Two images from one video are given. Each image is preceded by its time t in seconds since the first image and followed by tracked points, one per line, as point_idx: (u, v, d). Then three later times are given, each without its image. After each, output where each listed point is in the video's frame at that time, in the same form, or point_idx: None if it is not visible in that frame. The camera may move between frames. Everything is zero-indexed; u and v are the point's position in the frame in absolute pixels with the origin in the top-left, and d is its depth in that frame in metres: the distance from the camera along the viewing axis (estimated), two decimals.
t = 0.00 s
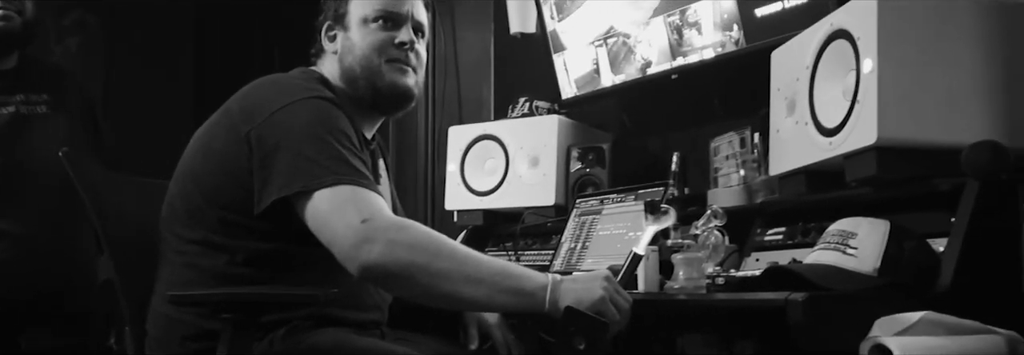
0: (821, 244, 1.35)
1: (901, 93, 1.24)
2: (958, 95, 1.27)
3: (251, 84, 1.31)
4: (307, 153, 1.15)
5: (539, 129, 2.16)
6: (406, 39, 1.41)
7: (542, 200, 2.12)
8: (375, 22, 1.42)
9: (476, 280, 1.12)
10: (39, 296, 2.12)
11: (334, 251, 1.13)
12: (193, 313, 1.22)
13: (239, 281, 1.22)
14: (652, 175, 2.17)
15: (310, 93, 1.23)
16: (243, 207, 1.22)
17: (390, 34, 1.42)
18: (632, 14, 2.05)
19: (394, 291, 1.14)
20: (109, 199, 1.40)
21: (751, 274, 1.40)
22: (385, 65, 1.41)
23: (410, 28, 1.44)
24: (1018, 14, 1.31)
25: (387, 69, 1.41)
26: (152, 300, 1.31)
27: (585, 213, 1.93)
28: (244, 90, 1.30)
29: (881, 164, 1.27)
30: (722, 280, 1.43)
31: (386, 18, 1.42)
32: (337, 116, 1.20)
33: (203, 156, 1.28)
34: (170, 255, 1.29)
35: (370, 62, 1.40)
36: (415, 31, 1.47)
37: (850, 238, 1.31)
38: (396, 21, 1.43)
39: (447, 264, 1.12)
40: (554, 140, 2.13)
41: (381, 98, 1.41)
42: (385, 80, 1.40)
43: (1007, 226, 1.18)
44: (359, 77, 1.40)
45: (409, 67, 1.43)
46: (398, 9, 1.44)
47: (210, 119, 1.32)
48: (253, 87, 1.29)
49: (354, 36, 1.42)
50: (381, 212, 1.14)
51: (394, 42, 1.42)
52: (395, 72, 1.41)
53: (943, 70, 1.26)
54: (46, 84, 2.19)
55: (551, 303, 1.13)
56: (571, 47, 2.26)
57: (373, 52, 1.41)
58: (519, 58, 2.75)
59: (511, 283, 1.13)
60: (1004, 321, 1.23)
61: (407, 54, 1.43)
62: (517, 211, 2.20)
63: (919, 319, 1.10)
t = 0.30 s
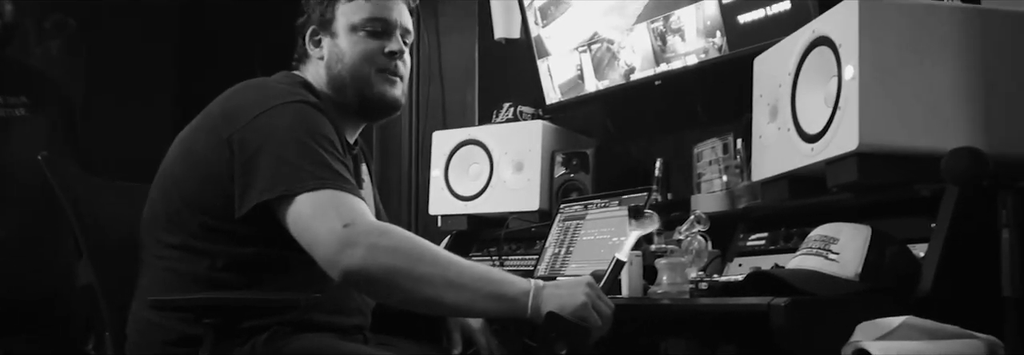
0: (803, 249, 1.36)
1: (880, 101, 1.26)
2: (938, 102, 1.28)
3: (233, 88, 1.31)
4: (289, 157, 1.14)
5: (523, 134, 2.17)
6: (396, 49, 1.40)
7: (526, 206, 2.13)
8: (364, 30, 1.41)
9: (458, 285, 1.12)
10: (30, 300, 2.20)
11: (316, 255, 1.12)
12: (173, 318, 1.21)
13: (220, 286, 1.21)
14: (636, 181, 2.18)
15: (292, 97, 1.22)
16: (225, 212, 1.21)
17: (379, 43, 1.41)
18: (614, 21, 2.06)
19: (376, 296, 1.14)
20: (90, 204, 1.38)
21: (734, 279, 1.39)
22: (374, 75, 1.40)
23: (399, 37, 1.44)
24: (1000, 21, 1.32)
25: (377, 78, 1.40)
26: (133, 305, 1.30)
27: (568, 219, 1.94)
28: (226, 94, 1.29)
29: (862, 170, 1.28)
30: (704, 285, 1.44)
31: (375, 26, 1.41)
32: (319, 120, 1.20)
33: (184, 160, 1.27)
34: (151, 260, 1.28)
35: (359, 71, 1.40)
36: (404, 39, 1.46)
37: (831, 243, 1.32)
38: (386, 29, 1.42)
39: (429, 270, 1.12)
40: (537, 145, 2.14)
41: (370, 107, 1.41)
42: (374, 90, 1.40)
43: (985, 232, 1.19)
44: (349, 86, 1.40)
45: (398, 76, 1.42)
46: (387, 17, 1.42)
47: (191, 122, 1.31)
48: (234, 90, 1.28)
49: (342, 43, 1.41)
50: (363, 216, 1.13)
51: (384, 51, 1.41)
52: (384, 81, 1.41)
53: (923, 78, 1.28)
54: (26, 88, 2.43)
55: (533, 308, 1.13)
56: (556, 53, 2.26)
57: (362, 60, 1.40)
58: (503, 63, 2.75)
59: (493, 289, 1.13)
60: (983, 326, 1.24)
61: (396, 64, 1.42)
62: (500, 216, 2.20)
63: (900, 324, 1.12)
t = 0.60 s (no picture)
0: (790, 254, 1.38)
1: (865, 107, 1.27)
2: (923, 110, 1.29)
3: (219, 94, 1.30)
4: (275, 163, 1.14)
5: (511, 140, 2.17)
6: (384, 55, 1.41)
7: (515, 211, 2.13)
8: (351, 36, 1.41)
9: (445, 291, 1.12)
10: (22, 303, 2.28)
11: (302, 261, 1.12)
12: (160, 325, 1.20)
13: (207, 292, 1.20)
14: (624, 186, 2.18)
15: (278, 102, 1.22)
16: (212, 218, 1.20)
17: (367, 49, 1.41)
18: (602, 27, 2.07)
19: (362, 303, 1.13)
20: (76, 210, 1.37)
21: (722, 284, 1.39)
22: (362, 81, 1.40)
23: (387, 43, 1.44)
24: (986, 29, 1.33)
25: (364, 85, 1.40)
26: (119, 311, 1.29)
27: (557, 224, 1.94)
28: (212, 99, 1.29)
29: (848, 176, 1.29)
30: (693, 291, 1.44)
31: (363, 32, 1.41)
32: (306, 126, 1.20)
33: (169, 166, 1.26)
34: (137, 266, 1.27)
35: (346, 77, 1.40)
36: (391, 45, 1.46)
37: (819, 249, 1.32)
38: (373, 36, 1.42)
39: (416, 276, 1.12)
40: (525, 150, 2.14)
41: (357, 113, 1.41)
42: (362, 96, 1.40)
43: (970, 237, 1.20)
44: (336, 92, 1.40)
45: (385, 83, 1.43)
46: (375, 23, 1.42)
47: (177, 128, 1.31)
48: (221, 96, 1.27)
49: (330, 50, 1.41)
50: (350, 222, 1.13)
51: (371, 58, 1.41)
52: (371, 87, 1.41)
53: (908, 85, 1.29)
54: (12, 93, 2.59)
55: (520, 314, 1.13)
56: (544, 59, 2.27)
57: (350, 67, 1.40)
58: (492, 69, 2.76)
59: (480, 295, 1.13)
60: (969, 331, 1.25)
61: (384, 71, 1.42)
62: (489, 221, 2.20)
63: (886, 329, 1.13)
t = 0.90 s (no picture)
0: (783, 257, 1.37)
1: (856, 110, 1.27)
2: (915, 113, 1.30)
3: (211, 97, 1.30)
4: (268, 165, 1.14)
5: (504, 144, 2.17)
6: (369, 56, 1.40)
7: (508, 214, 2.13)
8: (339, 37, 1.40)
9: (439, 293, 1.12)
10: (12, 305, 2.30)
11: (295, 264, 1.12)
12: (152, 328, 1.19)
13: (199, 296, 1.20)
14: (617, 189, 2.19)
15: (271, 105, 1.22)
16: (204, 221, 1.20)
17: (353, 50, 1.40)
18: (596, 30, 2.07)
19: (356, 305, 1.13)
20: (65, 213, 1.36)
21: (715, 288, 1.39)
22: (348, 82, 1.40)
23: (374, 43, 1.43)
24: (978, 31, 1.33)
25: (350, 86, 1.40)
26: (111, 316, 1.28)
27: (550, 227, 1.94)
28: (204, 103, 1.28)
29: (841, 179, 1.29)
30: (685, 294, 1.44)
31: (350, 32, 1.40)
32: (299, 128, 1.19)
33: (161, 170, 1.26)
34: (129, 270, 1.26)
35: (332, 78, 1.39)
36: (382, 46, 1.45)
37: (811, 252, 1.33)
38: (360, 37, 1.41)
39: (410, 277, 1.12)
40: (519, 154, 2.14)
41: (344, 114, 1.41)
42: (348, 97, 1.39)
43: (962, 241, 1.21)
44: (322, 93, 1.40)
45: (372, 84, 1.42)
46: (362, 23, 1.41)
47: (169, 132, 1.30)
48: (213, 99, 1.27)
49: (316, 51, 1.41)
50: (344, 224, 1.13)
51: (358, 59, 1.40)
52: (358, 89, 1.40)
53: (899, 88, 1.29)
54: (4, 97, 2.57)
55: (514, 316, 1.13)
56: (537, 63, 2.27)
57: (336, 68, 1.39)
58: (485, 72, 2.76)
59: (475, 296, 1.13)
60: (960, 333, 1.25)
61: (370, 72, 1.41)
62: (483, 224, 2.21)
63: (879, 332, 1.13)
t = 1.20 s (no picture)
0: (777, 260, 1.37)
1: (849, 111, 1.28)
2: (908, 114, 1.30)
3: (204, 99, 1.29)
4: (259, 165, 1.13)
5: (499, 146, 2.17)
6: (339, 59, 1.38)
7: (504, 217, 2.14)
8: (319, 40, 1.41)
9: (433, 292, 1.12)
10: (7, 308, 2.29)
11: (289, 264, 1.11)
12: (146, 330, 1.19)
13: (193, 297, 1.20)
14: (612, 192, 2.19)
15: (263, 105, 1.22)
16: (198, 222, 1.20)
17: (328, 52, 1.39)
18: (591, 33, 2.07)
19: (350, 304, 1.13)
20: (59, 215, 1.36)
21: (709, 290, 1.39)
22: (316, 84, 1.38)
23: (351, 47, 1.41)
24: (970, 33, 1.34)
25: (320, 88, 1.38)
26: (105, 318, 1.28)
27: (546, 230, 1.94)
28: (197, 105, 1.28)
29: (835, 181, 1.30)
30: (681, 297, 1.44)
31: (329, 35, 1.41)
32: (291, 128, 1.19)
33: (155, 172, 1.26)
34: (124, 272, 1.26)
35: (304, 79, 1.38)
36: (367, 51, 1.43)
37: (806, 255, 1.33)
38: (338, 40, 1.41)
39: (403, 277, 1.12)
40: (514, 156, 2.14)
41: (314, 118, 1.39)
42: (314, 100, 1.37)
43: (956, 242, 1.22)
44: (294, 94, 1.39)
45: (344, 88, 1.39)
46: (342, 27, 1.41)
47: (162, 136, 1.30)
48: (206, 101, 1.27)
49: (296, 53, 1.41)
50: (337, 223, 1.13)
51: (331, 61, 1.39)
52: (327, 92, 1.38)
53: (891, 89, 1.30)
54: None
55: (507, 315, 1.13)
56: (532, 66, 2.28)
57: (310, 70, 1.38)
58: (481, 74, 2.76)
59: (468, 295, 1.13)
60: (954, 334, 1.26)
61: (344, 74, 1.39)
62: (479, 227, 2.21)
63: (873, 335, 1.13)
